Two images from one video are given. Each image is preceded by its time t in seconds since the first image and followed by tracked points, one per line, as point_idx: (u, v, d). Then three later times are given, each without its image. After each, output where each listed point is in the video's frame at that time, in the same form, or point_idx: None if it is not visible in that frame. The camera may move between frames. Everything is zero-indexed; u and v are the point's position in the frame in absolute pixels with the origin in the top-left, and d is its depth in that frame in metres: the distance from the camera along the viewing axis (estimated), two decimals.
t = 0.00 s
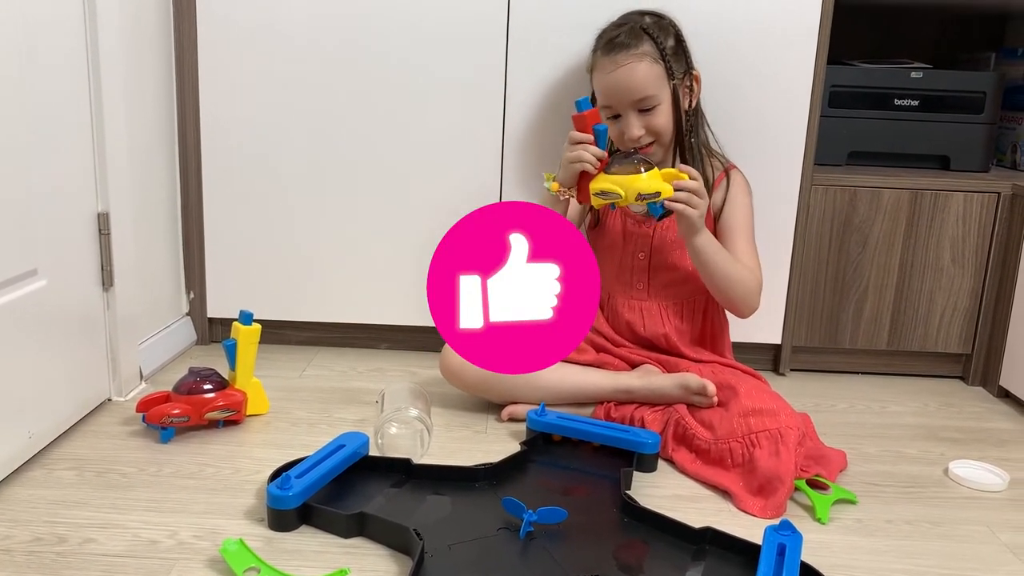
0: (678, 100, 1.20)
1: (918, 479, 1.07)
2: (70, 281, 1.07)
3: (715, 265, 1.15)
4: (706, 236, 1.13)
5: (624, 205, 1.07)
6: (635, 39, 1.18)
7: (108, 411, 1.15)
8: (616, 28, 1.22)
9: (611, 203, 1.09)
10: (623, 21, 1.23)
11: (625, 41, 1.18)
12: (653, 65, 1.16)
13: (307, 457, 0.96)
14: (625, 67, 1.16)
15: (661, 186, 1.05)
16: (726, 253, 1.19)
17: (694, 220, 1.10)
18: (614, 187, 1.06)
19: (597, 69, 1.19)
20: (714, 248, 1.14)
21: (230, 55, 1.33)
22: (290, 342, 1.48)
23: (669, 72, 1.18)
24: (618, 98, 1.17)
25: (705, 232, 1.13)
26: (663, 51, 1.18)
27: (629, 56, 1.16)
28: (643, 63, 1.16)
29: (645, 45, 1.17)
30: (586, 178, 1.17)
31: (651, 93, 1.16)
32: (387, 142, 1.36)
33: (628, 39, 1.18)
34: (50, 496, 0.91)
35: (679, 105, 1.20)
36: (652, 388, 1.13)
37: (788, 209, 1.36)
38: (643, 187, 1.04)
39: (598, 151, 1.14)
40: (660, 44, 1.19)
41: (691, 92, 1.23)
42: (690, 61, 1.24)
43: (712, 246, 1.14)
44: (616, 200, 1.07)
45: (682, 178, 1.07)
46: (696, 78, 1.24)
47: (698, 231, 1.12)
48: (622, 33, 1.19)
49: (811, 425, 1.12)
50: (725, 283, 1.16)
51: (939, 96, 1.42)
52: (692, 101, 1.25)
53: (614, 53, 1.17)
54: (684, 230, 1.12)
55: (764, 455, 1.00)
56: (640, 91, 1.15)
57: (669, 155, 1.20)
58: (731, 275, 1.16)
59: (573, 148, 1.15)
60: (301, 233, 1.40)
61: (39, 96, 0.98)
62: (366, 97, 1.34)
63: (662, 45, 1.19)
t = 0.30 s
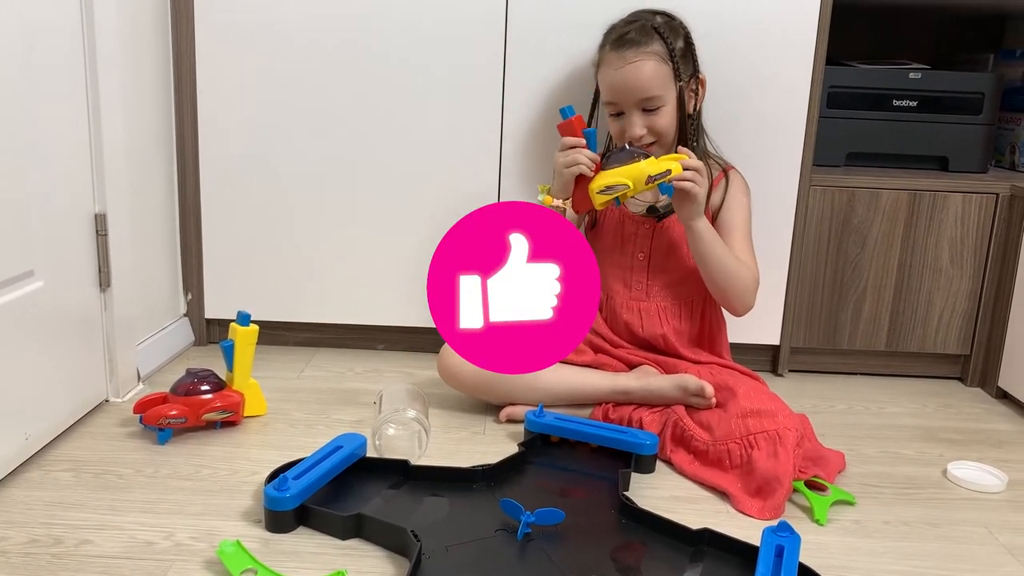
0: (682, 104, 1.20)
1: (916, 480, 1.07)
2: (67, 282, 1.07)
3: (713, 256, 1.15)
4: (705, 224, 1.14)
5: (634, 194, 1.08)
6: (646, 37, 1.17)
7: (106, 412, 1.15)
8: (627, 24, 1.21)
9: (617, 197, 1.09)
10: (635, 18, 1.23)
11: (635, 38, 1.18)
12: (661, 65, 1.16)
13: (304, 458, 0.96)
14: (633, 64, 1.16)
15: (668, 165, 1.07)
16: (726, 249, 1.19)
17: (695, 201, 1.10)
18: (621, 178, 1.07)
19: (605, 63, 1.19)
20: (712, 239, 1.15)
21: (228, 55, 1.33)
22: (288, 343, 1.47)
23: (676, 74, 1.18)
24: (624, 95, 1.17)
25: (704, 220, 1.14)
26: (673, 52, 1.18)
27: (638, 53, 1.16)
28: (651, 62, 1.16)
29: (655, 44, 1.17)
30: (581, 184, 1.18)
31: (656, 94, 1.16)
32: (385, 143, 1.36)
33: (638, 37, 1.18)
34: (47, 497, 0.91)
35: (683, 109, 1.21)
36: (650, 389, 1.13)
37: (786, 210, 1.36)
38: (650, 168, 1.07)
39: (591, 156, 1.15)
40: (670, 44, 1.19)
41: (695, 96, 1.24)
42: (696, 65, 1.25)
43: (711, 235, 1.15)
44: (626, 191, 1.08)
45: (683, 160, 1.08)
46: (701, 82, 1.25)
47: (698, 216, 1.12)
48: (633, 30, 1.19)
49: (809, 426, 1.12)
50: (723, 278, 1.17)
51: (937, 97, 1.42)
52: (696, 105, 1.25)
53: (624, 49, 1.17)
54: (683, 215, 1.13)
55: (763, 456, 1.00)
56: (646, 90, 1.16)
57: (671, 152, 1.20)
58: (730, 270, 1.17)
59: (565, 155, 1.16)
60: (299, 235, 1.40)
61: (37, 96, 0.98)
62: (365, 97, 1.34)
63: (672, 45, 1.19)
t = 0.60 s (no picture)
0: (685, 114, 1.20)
1: (916, 483, 1.06)
2: (63, 284, 1.06)
3: (704, 253, 1.15)
4: (696, 218, 1.14)
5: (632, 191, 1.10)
6: (660, 42, 1.17)
7: (103, 414, 1.14)
8: (643, 24, 1.20)
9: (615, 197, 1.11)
10: (650, 18, 1.22)
11: (649, 42, 1.17)
12: (672, 74, 1.16)
13: (301, 461, 0.95)
14: (644, 70, 1.15)
15: (660, 157, 1.07)
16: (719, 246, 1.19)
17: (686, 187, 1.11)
18: (615, 179, 1.10)
19: (615, 63, 1.18)
20: (703, 233, 1.15)
21: (226, 57, 1.32)
22: (286, 345, 1.47)
23: (685, 84, 1.18)
24: (630, 98, 1.16)
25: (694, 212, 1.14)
26: (685, 60, 1.18)
27: (650, 59, 1.16)
28: (663, 69, 1.16)
29: (668, 51, 1.17)
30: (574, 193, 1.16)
31: (663, 103, 1.16)
32: (383, 145, 1.36)
33: (654, 40, 1.17)
34: (43, 501, 0.91)
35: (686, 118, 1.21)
36: (648, 393, 1.13)
37: (786, 212, 1.35)
38: (644, 162, 1.07)
39: (581, 164, 1.15)
40: (683, 53, 1.18)
41: (702, 105, 1.24)
42: (705, 74, 1.24)
43: (702, 228, 1.15)
44: (623, 190, 1.10)
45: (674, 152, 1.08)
46: (708, 93, 1.25)
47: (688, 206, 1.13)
48: (649, 32, 1.18)
49: (808, 429, 1.12)
50: (714, 277, 1.17)
51: (936, 99, 1.42)
52: (700, 116, 1.25)
53: (637, 52, 1.16)
54: (673, 206, 1.13)
55: (762, 458, 1.00)
56: (654, 97, 1.15)
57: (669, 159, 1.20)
58: (722, 268, 1.16)
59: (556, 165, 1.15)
60: (297, 236, 1.40)
61: (32, 98, 0.98)
62: (364, 98, 1.34)
63: (685, 53, 1.19)
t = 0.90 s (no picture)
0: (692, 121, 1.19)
1: (918, 490, 1.06)
2: (61, 288, 1.06)
3: (701, 257, 1.15)
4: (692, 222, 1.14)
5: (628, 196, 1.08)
6: (668, 47, 1.16)
7: (100, 420, 1.14)
8: (653, 27, 1.19)
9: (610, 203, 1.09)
10: (661, 21, 1.21)
11: (657, 46, 1.16)
12: (679, 81, 1.15)
13: (299, 467, 0.95)
14: (650, 75, 1.14)
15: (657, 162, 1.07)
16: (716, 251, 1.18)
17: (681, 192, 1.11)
18: (611, 184, 1.08)
19: (621, 65, 1.17)
20: (700, 237, 1.15)
21: (225, 59, 1.32)
22: (285, 349, 1.46)
23: (691, 90, 1.17)
24: (635, 102, 1.16)
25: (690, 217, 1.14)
26: (692, 67, 1.17)
27: (657, 64, 1.15)
28: (670, 75, 1.15)
29: (676, 57, 1.16)
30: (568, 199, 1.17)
31: (668, 108, 1.15)
32: (382, 148, 1.35)
33: (662, 45, 1.16)
34: (39, 508, 0.90)
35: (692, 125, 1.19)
36: (649, 398, 1.12)
37: (787, 216, 1.35)
38: (639, 167, 1.06)
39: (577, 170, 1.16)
40: (691, 60, 1.17)
41: (708, 111, 1.23)
42: (712, 81, 1.24)
43: (698, 233, 1.15)
44: (620, 195, 1.08)
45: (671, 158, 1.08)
46: (714, 100, 1.24)
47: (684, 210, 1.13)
48: (659, 36, 1.17)
49: (809, 435, 1.11)
50: (710, 283, 1.16)
51: (939, 102, 1.41)
52: (706, 123, 1.24)
53: (645, 56, 1.16)
54: (669, 210, 1.13)
55: (763, 465, 0.99)
56: (659, 102, 1.15)
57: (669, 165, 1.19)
58: (719, 273, 1.16)
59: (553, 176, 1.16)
60: (296, 239, 1.39)
61: (30, 102, 0.97)
62: (363, 101, 1.33)
63: (692, 59, 1.18)
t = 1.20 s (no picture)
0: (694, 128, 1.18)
1: (922, 495, 1.05)
2: (57, 291, 1.05)
3: (697, 260, 1.14)
4: (689, 222, 1.14)
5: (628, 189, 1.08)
6: (673, 52, 1.15)
7: (97, 424, 1.13)
8: (659, 30, 1.18)
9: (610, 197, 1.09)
10: (667, 24, 1.19)
11: (662, 50, 1.15)
12: (682, 87, 1.14)
13: (297, 472, 0.94)
14: (653, 80, 1.13)
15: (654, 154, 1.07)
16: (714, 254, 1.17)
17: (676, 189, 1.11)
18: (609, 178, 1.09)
19: (626, 68, 1.16)
20: (698, 238, 1.14)
21: (224, 61, 1.31)
22: (284, 352, 1.46)
23: (695, 97, 1.16)
24: (637, 106, 1.15)
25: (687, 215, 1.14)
26: (696, 73, 1.16)
27: (661, 69, 1.14)
28: (673, 81, 1.14)
29: (681, 63, 1.15)
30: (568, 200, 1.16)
31: (670, 114, 1.14)
32: (381, 150, 1.34)
33: (667, 49, 1.15)
34: (34, 513, 0.89)
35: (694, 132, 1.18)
36: (650, 403, 1.11)
37: (789, 219, 1.34)
38: (638, 159, 1.08)
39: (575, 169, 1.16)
40: (695, 66, 1.16)
41: (711, 117, 1.22)
42: (717, 87, 1.22)
43: (695, 234, 1.14)
44: (618, 189, 1.09)
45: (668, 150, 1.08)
46: (718, 106, 1.23)
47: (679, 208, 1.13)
48: (664, 40, 1.16)
49: (812, 440, 1.10)
50: (706, 284, 1.15)
51: (942, 104, 1.40)
52: (708, 129, 1.24)
53: (649, 60, 1.14)
54: (665, 208, 1.13)
55: (765, 470, 0.98)
56: (661, 107, 1.14)
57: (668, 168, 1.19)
58: (716, 277, 1.15)
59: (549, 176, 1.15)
60: (295, 242, 1.38)
61: (25, 104, 0.96)
62: (362, 102, 1.32)
63: (697, 65, 1.17)
